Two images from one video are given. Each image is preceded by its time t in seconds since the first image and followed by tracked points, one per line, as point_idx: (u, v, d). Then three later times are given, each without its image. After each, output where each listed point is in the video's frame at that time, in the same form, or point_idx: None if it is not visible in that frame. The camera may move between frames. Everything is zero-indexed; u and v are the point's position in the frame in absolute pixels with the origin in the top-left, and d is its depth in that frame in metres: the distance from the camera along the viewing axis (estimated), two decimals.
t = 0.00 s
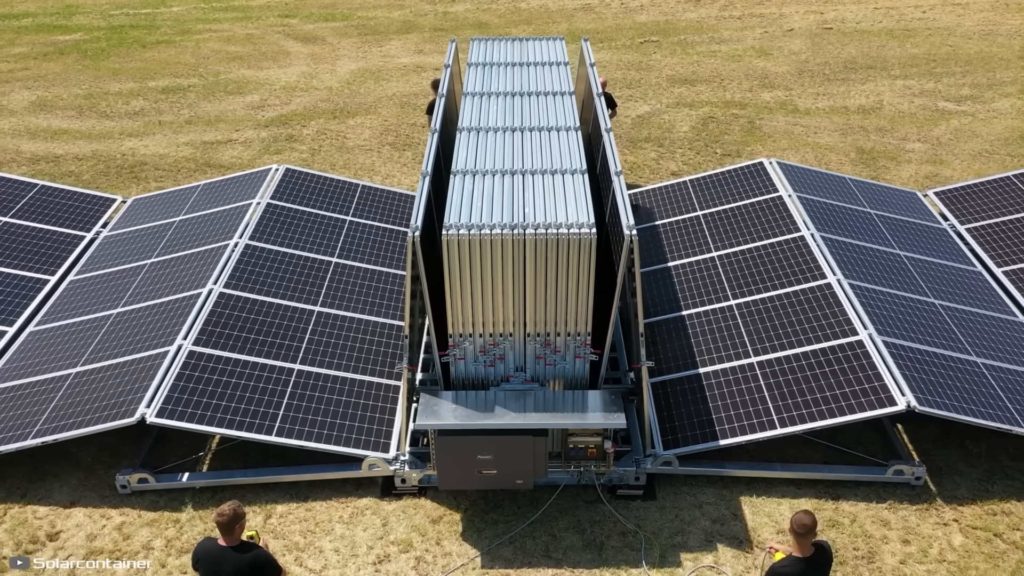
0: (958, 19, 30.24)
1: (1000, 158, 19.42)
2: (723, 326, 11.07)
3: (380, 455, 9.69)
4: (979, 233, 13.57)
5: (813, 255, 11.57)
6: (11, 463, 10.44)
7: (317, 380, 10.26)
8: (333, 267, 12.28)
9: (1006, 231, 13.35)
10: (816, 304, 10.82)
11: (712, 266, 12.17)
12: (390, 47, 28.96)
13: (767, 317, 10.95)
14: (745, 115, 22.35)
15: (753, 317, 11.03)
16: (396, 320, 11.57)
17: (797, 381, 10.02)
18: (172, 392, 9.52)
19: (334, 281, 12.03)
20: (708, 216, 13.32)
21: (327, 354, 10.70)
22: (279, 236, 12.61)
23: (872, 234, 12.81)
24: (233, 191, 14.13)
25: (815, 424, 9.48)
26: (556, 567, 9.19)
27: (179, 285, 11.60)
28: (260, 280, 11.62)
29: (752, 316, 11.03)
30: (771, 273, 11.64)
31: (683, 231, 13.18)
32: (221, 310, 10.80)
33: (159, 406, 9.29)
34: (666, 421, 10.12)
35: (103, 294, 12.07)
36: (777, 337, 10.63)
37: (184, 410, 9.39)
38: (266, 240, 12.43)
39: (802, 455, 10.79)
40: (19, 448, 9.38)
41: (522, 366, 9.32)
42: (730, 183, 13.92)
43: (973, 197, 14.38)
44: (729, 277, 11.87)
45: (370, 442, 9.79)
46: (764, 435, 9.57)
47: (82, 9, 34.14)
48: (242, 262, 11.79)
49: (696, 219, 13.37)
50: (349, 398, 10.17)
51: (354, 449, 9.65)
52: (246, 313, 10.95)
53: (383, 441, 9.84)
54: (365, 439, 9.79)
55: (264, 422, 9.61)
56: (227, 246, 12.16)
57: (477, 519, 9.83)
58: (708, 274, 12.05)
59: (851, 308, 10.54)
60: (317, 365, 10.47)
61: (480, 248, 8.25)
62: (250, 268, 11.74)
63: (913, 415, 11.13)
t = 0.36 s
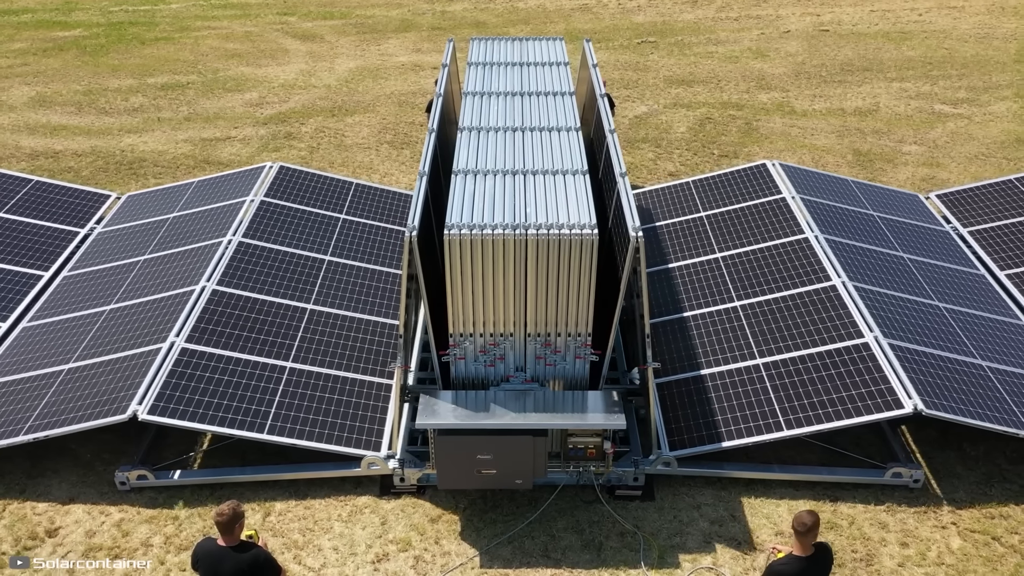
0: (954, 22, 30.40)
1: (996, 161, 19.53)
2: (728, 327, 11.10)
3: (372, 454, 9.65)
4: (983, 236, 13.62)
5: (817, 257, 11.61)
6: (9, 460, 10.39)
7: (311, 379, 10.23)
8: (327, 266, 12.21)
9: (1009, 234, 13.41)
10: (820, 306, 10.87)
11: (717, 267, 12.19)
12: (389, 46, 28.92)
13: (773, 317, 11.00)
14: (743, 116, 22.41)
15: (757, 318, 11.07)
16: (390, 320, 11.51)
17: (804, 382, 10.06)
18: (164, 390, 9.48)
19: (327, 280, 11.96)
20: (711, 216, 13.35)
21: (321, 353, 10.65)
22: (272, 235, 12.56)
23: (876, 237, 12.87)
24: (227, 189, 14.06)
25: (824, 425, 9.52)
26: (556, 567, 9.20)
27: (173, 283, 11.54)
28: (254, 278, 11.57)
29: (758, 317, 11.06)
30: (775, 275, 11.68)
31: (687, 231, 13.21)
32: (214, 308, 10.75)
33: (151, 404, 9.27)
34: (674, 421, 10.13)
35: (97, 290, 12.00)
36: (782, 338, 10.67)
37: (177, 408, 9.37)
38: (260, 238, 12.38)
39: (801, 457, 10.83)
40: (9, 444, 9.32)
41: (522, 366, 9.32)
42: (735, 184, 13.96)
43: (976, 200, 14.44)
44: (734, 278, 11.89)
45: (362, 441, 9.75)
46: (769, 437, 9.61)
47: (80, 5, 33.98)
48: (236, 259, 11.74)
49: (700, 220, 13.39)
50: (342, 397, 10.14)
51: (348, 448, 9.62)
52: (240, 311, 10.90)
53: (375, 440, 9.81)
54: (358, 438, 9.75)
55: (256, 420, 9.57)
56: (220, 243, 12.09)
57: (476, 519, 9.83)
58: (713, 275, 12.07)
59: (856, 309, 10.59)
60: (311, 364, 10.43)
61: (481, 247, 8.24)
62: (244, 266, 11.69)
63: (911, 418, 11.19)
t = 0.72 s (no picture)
0: (957, 22, 30.34)
1: (999, 161, 19.47)
2: (735, 326, 11.06)
3: (364, 455, 9.62)
4: (990, 235, 13.58)
5: (825, 256, 11.57)
6: (8, 462, 10.40)
7: (303, 380, 10.22)
8: (320, 267, 12.19)
9: (1017, 234, 13.36)
10: (828, 305, 10.84)
11: (723, 267, 12.15)
12: (390, 47, 28.95)
13: (780, 317, 10.96)
14: (744, 116, 22.38)
15: (765, 317, 11.02)
16: (384, 319, 11.47)
17: (812, 381, 10.02)
18: (157, 390, 9.49)
19: (321, 281, 11.93)
20: (717, 217, 13.33)
21: (314, 354, 10.64)
22: (266, 236, 12.57)
23: (883, 236, 12.84)
24: (222, 190, 14.10)
25: (831, 424, 9.47)
26: (556, 567, 9.18)
27: (166, 284, 11.56)
28: (247, 279, 11.58)
29: (765, 317, 11.02)
30: (782, 275, 11.65)
31: (694, 232, 13.18)
32: (207, 309, 10.75)
33: (143, 404, 9.26)
34: (682, 421, 10.10)
35: (91, 292, 12.02)
36: (790, 338, 10.63)
37: (169, 409, 9.37)
38: (254, 239, 12.39)
39: (802, 457, 10.79)
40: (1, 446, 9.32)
41: (522, 366, 9.31)
42: (741, 184, 13.94)
43: (983, 200, 14.41)
44: (741, 277, 11.85)
45: (354, 442, 9.73)
46: (778, 436, 9.56)
47: (81, 8, 34.08)
48: (230, 261, 11.74)
49: (706, 220, 13.36)
50: (334, 398, 10.12)
51: (341, 449, 9.62)
52: (233, 312, 10.90)
53: (368, 441, 9.77)
54: (350, 439, 9.73)
55: (248, 421, 9.57)
56: (215, 244, 12.12)
57: (476, 519, 9.81)
58: (719, 275, 12.04)
59: (865, 307, 10.57)
60: (304, 365, 10.42)
61: (480, 246, 8.23)
62: (238, 267, 11.69)
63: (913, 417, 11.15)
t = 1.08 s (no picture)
0: (955, 22, 30.35)
1: (998, 161, 19.51)
2: (743, 326, 11.06)
3: (355, 455, 9.62)
4: (995, 235, 13.59)
5: (832, 256, 11.57)
6: (9, 461, 10.40)
7: (295, 379, 10.20)
8: (314, 266, 12.16)
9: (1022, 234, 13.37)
10: (836, 304, 10.84)
11: (730, 267, 12.14)
12: (389, 46, 28.95)
13: (788, 317, 10.96)
14: (744, 116, 22.40)
15: (773, 317, 11.03)
16: (377, 319, 11.43)
17: (821, 381, 10.02)
18: (147, 389, 9.48)
19: (314, 280, 11.90)
20: (723, 216, 13.31)
21: (306, 353, 10.61)
22: (259, 235, 12.55)
23: (889, 237, 12.84)
24: (216, 189, 14.08)
25: (840, 424, 9.50)
26: (556, 567, 9.18)
27: (158, 283, 11.55)
28: (240, 278, 11.55)
29: (773, 317, 11.02)
30: (790, 274, 11.64)
31: (700, 231, 13.17)
32: (199, 308, 10.73)
33: (133, 403, 9.26)
34: (691, 421, 10.10)
35: (85, 290, 12.00)
36: (799, 338, 10.63)
37: (160, 408, 9.36)
38: (247, 238, 12.38)
39: (802, 457, 10.80)
40: None
41: (522, 366, 9.31)
42: (746, 184, 13.94)
43: (989, 200, 14.41)
44: (748, 277, 11.84)
45: (344, 442, 9.73)
46: (787, 436, 9.58)
47: (80, 7, 34.03)
48: (222, 260, 11.72)
49: (712, 220, 13.34)
50: (326, 397, 10.12)
51: (334, 449, 9.62)
52: (224, 311, 10.87)
53: (359, 441, 9.77)
54: (341, 439, 9.73)
55: (239, 420, 9.56)
56: (207, 243, 12.09)
57: (476, 519, 9.81)
58: (726, 275, 12.01)
59: (872, 308, 10.58)
60: (295, 364, 10.40)
61: (481, 246, 8.22)
62: (230, 267, 11.67)
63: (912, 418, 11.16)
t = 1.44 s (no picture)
0: (956, 21, 30.35)
1: (998, 160, 19.50)
2: (751, 326, 11.04)
3: (346, 456, 9.62)
4: (1002, 235, 13.60)
5: (839, 256, 11.57)
6: (10, 461, 10.43)
7: (286, 379, 10.21)
8: (307, 266, 12.14)
9: None
10: (845, 304, 10.84)
11: (737, 266, 12.12)
12: (389, 46, 28.96)
13: (796, 317, 10.96)
14: (744, 116, 22.39)
15: (780, 317, 11.02)
16: (370, 319, 11.42)
17: (829, 381, 10.03)
18: (139, 390, 9.51)
19: (307, 280, 11.88)
20: (730, 216, 13.30)
21: (297, 353, 10.61)
22: (253, 235, 12.54)
23: (896, 236, 12.84)
24: (210, 189, 14.07)
25: (848, 424, 9.53)
26: (556, 567, 9.19)
27: (150, 284, 11.56)
28: (232, 278, 11.54)
29: (781, 317, 11.02)
30: (797, 274, 11.64)
31: (707, 231, 13.16)
32: (192, 308, 10.74)
33: (124, 403, 9.29)
34: (700, 421, 10.09)
35: (78, 291, 12.00)
36: (807, 337, 10.63)
37: (151, 408, 9.39)
38: (240, 238, 12.38)
39: (802, 456, 10.80)
40: None
41: (522, 366, 9.32)
42: (753, 184, 13.93)
43: (996, 200, 14.42)
44: (756, 277, 11.83)
45: (335, 441, 9.74)
46: (796, 436, 9.58)
47: (81, 7, 34.03)
48: (215, 260, 11.72)
49: (719, 220, 13.33)
50: (317, 397, 10.14)
51: (324, 449, 9.63)
52: (216, 311, 10.87)
53: (349, 441, 9.78)
54: (331, 439, 9.74)
55: (229, 420, 9.57)
56: (200, 244, 12.09)
57: (476, 519, 9.83)
58: (734, 275, 12.00)
59: (880, 308, 10.59)
60: (287, 364, 10.40)
61: (480, 247, 8.23)
62: (223, 267, 11.67)
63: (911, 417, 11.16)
